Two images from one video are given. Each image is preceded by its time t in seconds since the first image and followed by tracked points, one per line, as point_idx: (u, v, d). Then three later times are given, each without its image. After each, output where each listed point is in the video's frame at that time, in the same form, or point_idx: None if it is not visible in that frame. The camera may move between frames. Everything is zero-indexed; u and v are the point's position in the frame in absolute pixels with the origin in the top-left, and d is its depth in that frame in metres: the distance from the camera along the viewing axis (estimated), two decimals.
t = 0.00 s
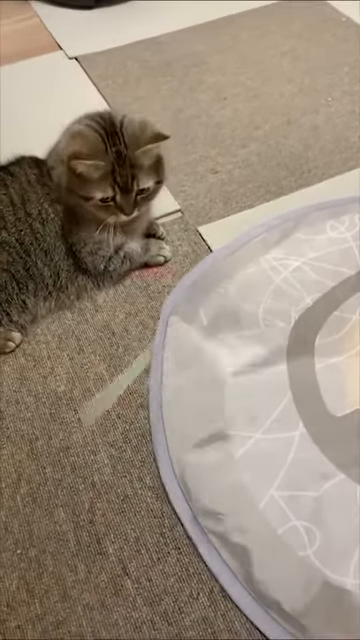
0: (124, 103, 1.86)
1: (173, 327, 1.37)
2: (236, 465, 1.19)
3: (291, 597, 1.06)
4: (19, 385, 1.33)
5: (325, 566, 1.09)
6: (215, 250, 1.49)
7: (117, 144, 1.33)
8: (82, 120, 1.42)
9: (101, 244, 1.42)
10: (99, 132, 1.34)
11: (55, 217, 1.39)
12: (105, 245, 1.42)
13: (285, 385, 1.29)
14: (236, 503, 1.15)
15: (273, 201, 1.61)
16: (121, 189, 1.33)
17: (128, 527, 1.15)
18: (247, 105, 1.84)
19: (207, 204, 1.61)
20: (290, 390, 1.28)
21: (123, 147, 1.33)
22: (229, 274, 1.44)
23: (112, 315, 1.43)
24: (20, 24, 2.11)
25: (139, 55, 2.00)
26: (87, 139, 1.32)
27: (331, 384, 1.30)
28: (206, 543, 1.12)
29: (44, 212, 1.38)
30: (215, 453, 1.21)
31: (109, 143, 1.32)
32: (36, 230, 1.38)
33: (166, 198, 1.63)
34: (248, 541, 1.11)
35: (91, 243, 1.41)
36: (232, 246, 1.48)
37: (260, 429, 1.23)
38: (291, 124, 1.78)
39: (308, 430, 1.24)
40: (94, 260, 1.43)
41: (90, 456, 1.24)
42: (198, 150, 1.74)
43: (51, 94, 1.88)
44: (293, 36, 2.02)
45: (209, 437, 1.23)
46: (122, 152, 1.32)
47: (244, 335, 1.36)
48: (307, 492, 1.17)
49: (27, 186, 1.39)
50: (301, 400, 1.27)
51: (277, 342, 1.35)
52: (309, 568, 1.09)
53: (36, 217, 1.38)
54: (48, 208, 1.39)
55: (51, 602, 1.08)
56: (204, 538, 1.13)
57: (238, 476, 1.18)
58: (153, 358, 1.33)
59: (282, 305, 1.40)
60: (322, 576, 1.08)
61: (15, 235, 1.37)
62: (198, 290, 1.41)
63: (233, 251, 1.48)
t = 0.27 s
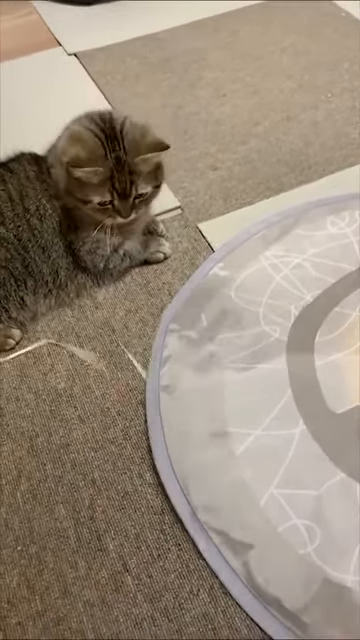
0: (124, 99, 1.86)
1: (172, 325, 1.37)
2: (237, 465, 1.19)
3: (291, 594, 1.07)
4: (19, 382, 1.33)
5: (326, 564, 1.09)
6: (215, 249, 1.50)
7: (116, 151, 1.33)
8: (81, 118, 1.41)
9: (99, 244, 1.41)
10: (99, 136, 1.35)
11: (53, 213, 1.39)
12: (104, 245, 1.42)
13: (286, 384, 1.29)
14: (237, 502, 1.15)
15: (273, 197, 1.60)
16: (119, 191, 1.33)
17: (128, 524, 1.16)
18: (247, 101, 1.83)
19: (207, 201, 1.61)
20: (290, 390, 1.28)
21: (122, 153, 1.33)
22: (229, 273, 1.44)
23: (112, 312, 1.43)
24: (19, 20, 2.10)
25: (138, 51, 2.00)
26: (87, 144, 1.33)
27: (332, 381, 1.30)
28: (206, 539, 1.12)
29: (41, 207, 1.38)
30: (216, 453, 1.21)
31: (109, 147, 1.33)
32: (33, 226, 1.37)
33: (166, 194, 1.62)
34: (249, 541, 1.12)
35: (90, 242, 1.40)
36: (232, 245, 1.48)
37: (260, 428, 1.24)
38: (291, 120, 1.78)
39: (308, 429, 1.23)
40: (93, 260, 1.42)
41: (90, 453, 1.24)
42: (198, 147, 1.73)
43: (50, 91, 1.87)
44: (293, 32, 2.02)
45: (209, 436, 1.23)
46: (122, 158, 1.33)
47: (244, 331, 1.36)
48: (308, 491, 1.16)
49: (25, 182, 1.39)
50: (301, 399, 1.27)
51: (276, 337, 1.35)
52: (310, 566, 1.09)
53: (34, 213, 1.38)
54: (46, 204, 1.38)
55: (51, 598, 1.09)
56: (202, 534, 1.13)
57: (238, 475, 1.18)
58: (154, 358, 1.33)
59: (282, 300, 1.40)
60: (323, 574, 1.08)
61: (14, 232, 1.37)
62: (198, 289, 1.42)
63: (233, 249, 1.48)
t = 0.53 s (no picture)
0: (123, 96, 1.86)
1: (173, 324, 1.37)
2: (238, 466, 1.19)
3: (292, 592, 1.07)
4: (19, 380, 1.33)
5: (329, 562, 1.10)
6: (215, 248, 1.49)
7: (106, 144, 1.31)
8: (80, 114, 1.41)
9: (98, 240, 1.41)
10: (89, 130, 1.32)
11: (52, 210, 1.38)
12: (102, 241, 1.41)
13: (286, 384, 1.29)
14: (238, 501, 1.16)
15: (273, 194, 1.60)
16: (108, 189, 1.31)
17: (128, 521, 1.16)
18: (247, 98, 1.83)
19: (207, 198, 1.61)
20: (291, 390, 1.28)
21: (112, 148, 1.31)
22: (229, 272, 1.44)
23: (111, 310, 1.43)
24: (19, 17, 2.10)
25: (138, 48, 1.99)
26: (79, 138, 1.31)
27: (331, 379, 1.30)
28: (206, 537, 1.12)
29: (40, 205, 1.38)
30: (217, 453, 1.21)
31: (98, 142, 1.31)
32: (32, 223, 1.37)
33: (166, 192, 1.62)
34: (250, 540, 1.12)
35: (88, 238, 1.40)
36: (232, 243, 1.48)
37: (261, 428, 1.24)
38: (291, 117, 1.78)
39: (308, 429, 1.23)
40: (92, 256, 1.42)
41: (90, 450, 1.24)
42: (198, 144, 1.73)
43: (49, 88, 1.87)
44: (293, 28, 2.01)
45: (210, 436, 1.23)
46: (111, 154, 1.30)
47: (246, 332, 1.36)
48: (308, 491, 1.17)
49: (23, 179, 1.38)
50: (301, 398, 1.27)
51: (276, 339, 1.35)
52: (311, 564, 1.09)
53: (33, 210, 1.37)
54: (45, 201, 1.38)
55: (52, 595, 1.09)
56: (203, 532, 1.13)
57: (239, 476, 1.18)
58: (155, 357, 1.33)
59: (282, 300, 1.40)
60: (325, 572, 1.09)
61: (12, 229, 1.37)
62: (199, 289, 1.42)
63: (233, 248, 1.48)
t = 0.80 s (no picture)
0: (123, 94, 1.85)
1: (172, 322, 1.37)
2: (239, 465, 1.19)
3: (291, 588, 1.07)
4: (19, 378, 1.33)
5: (329, 560, 1.10)
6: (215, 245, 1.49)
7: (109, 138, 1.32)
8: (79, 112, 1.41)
9: (98, 237, 1.41)
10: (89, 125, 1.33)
11: (52, 208, 1.38)
12: (102, 238, 1.41)
13: (286, 382, 1.29)
14: (237, 499, 1.16)
15: (273, 192, 1.60)
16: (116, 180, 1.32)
17: (128, 519, 1.16)
18: (246, 96, 1.83)
19: (207, 196, 1.60)
20: (290, 388, 1.28)
21: (114, 139, 1.32)
22: (229, 270, 1.44)
23: (111, 308, 1.43)
24: (18, 15, 2.09)
25: (138, 45, 1.99)
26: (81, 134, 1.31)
27: (331, 377, 1.30)
28: (205, 532, 1.13)
29: (41, 202, 1.37)
30: (217, 450, 1.21)
31: (101, 136, 1.32)
32: (32, 221, 1.37)
33: (165, 189, 1.62)
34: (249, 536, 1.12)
35: (89, 235, 1.40)
36: (232, 241, 1.48)
37: (262, 426, 1.24)
38: (291, 115, 1.77)
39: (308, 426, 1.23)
40: (92, 254, 1.42)
41: (90, 448, 1.24)
42: (198, 142, 1.73)
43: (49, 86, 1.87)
44: (293, 26, 2.01)
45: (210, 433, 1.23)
46: (114, 144, 1.32)
47: (246, 330, 1.36)
48: (308, 488, 1.17)
49: (24, 177, 1.38)
50: (301, 395, 1.27)
51: (276, 336, 1.35)
52: (310, 561, 1.10)
53: (33, 208, 1.37)
54: (45, 199, 1.38)
55: (52, 593, 1.09)
56: (204, 529, 1.13)
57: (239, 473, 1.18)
58: (155, 355, 1.33)
59: (283, 297, 1.40)
60: (325, 568, 1.09)
61: (13, 227, 1.37)
62: (199, 287, 1.42)
63: (233, 246, 1.48)
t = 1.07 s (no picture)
0: (123, 92, 1.85)
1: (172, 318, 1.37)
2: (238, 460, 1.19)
3: (290, 584, 1.07)
4: (19, 376, 1.33)
5: (327, 556, 1.09)
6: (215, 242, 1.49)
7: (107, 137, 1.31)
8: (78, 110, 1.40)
9: (98, 234, 1.41)
10: (88, 124, 1.32)
11: (52, 206, 1.38)
12: (103, 236, 1.42)
13: (286, 375, 1.29)
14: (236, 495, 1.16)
15: (272, 189, 1.60)
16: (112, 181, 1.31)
17: (128, 517, 1.16)
18: (246, 94, 1.82)
19: (207, 194, 1.60)
20: (290, 381, 1.28)
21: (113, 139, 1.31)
22: (229, 264, 1.44)
23: (111, 306, 1.43)
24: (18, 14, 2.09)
25: (137, 43, 1.99)
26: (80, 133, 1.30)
27: (331, 372, 1.29)
28: (204, 528, 1.13)
29: (40, 200, 1.37)
30: (216, 444, 1.21)
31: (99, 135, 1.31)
32: (32, 219, 1.37)
33: (165, 187, 1.62)
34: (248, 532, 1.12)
35: (88, 233, 1.40)
36: (232, 238, 1.48)
37: (261, 419, 1.24)
38: (291, 113, 1.77)
39: (307, 419, 1.23)
40: (92, 252, 1.42)
41: (91, 446, 1.24)
42: (198, 140, 1.73)
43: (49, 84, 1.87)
44: (293, 23, 2.01)
45: (209, 427, 1.23)
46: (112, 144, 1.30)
47: (245, 323, 1.36)
48: (308, 483, 1.16)
49: (23, 175, 1.38)
50: (300, 389, 1.27)
51: (276, 329, 1.35)
52: (309, 557, 1.09)
53: (33, 206, 1.37)
54: (45, 197, 1.37)
55: (52, 591, 1.09)
56: (203, 525, 1.13)
57: (238, 469, 1.18)
58: (155, 350, 1.33)
59: (282, 292, 1.40)
60: (322, 564, 1.09)
61: (13, 225, 1.36)
62: (199, 282, 1.42)
63: (233, 242, 1.48)
